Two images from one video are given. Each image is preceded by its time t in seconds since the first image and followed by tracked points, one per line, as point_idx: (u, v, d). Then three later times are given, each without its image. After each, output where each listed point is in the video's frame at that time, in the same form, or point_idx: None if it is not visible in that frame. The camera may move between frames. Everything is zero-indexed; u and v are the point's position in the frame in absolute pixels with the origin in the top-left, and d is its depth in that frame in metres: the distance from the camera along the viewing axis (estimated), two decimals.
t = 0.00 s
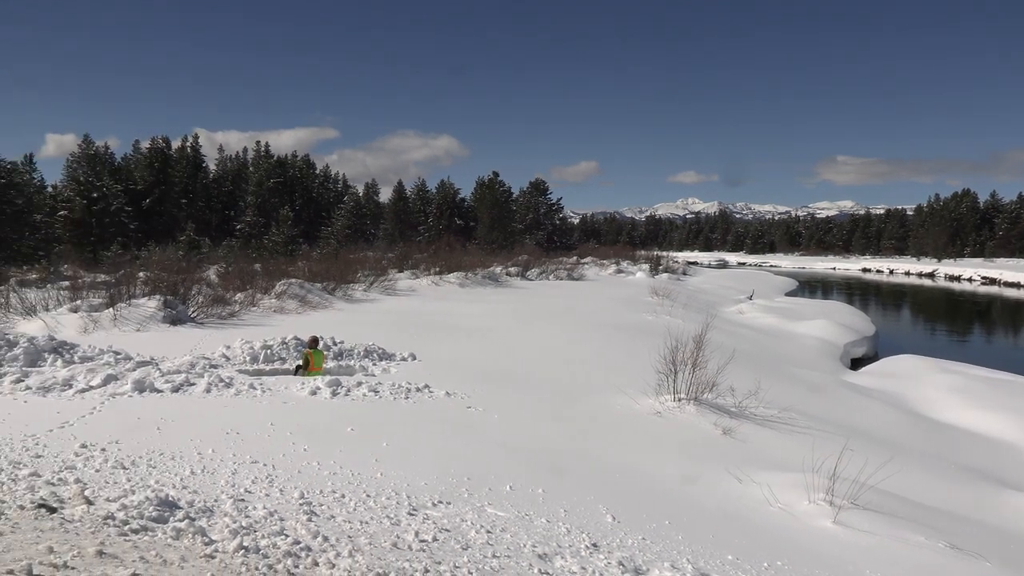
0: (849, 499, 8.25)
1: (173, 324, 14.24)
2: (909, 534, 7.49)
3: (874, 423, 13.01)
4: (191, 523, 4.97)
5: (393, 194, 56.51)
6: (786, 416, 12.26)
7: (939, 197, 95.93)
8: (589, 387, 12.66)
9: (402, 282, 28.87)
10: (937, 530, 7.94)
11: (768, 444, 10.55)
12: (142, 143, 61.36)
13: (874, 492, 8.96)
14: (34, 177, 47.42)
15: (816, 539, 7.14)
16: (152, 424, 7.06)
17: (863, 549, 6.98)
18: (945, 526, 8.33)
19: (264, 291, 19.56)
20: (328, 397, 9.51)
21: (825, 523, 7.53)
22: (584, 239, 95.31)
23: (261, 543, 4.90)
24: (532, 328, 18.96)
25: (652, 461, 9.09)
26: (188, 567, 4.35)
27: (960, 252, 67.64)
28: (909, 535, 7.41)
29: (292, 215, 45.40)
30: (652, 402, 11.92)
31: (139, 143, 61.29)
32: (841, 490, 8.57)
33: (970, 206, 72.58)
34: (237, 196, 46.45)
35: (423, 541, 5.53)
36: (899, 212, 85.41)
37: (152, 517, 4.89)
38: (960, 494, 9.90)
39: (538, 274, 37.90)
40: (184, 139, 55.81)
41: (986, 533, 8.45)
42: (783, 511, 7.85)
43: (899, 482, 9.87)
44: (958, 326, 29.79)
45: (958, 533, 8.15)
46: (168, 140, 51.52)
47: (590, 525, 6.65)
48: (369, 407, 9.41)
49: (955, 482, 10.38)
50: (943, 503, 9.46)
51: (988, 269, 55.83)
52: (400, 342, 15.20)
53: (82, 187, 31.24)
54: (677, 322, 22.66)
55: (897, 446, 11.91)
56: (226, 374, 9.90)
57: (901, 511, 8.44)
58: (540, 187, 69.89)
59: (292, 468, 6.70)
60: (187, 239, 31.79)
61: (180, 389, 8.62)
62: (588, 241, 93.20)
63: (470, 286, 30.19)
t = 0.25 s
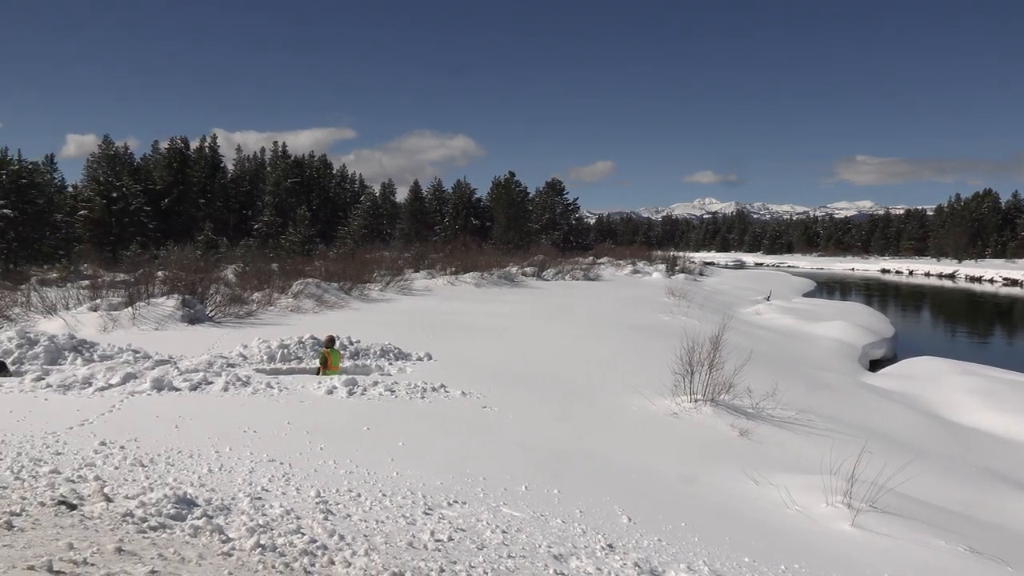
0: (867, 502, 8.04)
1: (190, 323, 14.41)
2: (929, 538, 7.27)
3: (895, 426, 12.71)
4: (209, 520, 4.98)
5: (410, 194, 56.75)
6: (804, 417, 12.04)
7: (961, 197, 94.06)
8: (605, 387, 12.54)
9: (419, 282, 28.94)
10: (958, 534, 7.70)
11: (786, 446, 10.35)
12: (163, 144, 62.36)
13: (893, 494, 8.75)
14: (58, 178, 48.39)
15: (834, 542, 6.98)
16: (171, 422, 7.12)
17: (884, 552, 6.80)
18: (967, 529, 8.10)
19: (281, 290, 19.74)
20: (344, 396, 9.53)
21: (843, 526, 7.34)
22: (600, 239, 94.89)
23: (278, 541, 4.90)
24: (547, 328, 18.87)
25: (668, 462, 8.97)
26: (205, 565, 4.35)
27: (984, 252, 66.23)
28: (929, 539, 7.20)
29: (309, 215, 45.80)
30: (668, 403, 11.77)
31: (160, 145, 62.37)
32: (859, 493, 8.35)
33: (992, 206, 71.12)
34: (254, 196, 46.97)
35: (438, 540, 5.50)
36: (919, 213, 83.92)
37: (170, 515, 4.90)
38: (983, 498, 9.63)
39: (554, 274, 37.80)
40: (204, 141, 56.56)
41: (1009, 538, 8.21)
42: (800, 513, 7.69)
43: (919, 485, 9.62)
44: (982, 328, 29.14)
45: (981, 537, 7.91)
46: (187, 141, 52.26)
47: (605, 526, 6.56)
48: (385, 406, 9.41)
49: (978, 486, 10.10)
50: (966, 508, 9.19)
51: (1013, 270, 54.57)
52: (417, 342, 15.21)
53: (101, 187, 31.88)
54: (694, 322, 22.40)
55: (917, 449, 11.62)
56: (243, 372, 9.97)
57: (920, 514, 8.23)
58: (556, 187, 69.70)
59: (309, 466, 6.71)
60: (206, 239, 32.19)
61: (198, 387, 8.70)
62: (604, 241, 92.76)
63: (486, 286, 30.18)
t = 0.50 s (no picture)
0: (884, 504, 7.84)
1: (207, 323, 14.57)
2: (947, 541, 7.09)
3: (913, 428, 12.43)
4: (225, 518, 4.99)
5: (425, 194, 56.94)
6: (819, 418, 11.82)
7: (982, 197, 92.33)
8: (618, 388, 12.43)
9: (433, 282, 28.99)
10: (977, 537, 7.51)
11: (801, 447, 10.17)
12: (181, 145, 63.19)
13: (910, 496, 8.56)
14: (79, 179, 49.22)
15: (850, 544, 6.83)
16: (187, 420, 7.17)
17: (902, 555, 6.64)
18: (985, 532, 7.90)
19: (297, 289, 19.88)
20: (359, 396, 9.55)
21: (859, 528, 7.17)
22: (615, 239, 94.44)
23: (294, 539, 4.89)
24: (561, 329, 18.77)
25: (683, 463, 8.85)
26: (222, 562, 4.34)
27: (1007, 253, 64.88)
28: (946, 541, 7.03)
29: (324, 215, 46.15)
30: (682, 404, 11.63)
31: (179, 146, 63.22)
32: (875, 495, 8.15)
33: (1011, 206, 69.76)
34: (271, 196, 47.42)
35: (452, 540, 5.47)
36: (937, 213, 82.59)
37: (187, 512, 4.91)
38: (1003, 501, 9.39)
39: (569, 274, 37.68)
40: (222, 142, 57.22)
41: None
42: (815, 515, 7.54)
43: (936, 487, 9.41)
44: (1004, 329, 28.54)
45: (1001, 540, 7.72)
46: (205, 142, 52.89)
47: (620, 527, 6.48)
48: (399, 406, 9.40)
49: (998, 489, 9.85)
50: (988, 511, 8.95)
51: None
52: (432, 341, 15.23)
53: (120, 188, 32.36)
54: (708, 323, 22.15)
55: (936, 451, 11.35)
56: (259, 371, 10.04)
57: (938, 517, 8.03)
58: (570, 187, 69.49)
59: (324, 465, 6.72)
60: (223, 239, 32.54)
61: (214, 386, 8.77)
62: (619, 241, 92.26)
63: (501, 286, 30.15)
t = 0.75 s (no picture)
0: (906, 508, 7.64)
1: (227, 322, 14.76)
2: (971, 546, 6.87)
3: (935, 431, 12.09)
4: (244, 516, 5.00)
5: (443, 194, 57.11)
6: (840, 421, 11.55)
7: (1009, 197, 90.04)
8: (636, 388, 12.28)
9: (452, 282, 29.02)
10: (1001, 543, 7.27)
11: (822, 450, 9.93)
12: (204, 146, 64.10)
13: (933, 500, 8.31)
14: (103, 179, 50.21)
15: (872, 548, 6.66)
16: (208, 418, 7.23)
17: (925, 559, 6.46)
18: (1010, 538, 7.66)
19: (316, 289, 20.04)
20: (377, 395, 9.56)
21: (881, 532, 6.98)
22: (634, 239, 93.78)
23: (313, 537, 4.88)
24: (579, 329, 18.64)
25: (702, 464, 8.71)
26: (242, 560, 4.34)
27: None
28: (969, 546, 6.83)
29: (343, 215, 46.54)
30: (701, 405, 11.45)
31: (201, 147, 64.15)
32: (897, 499, 7.92)
33: None
34: (290, 196, 47.97)
35: (470, 539, 5.42)
36: (960, 213, 80.73)
37: (207, 510, 4.93)
38: None
39: (587, 275, 37.50)
40: (242, 143, 57.93)
41: None
42: (836, 518, 7.36)
43: (959, 491, 9.13)
44: None
45: None
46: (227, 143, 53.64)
47: (638, 528, 6.39)
48: (418, 405, 9.39)
49: None
50: (1014, 517, 8.67)
51: None
52: (450, 341, 15.23)
53: (142, 187, 32.95)
54: (727, 323, 21.83)
55: (959, 455, 11.02)
56: (279, 370, 10.11)
57: (961, 521, 7.79)
58: (589, 187, 69.19)
59: (343, 464, 6.71)
60: (244, 239, 33.00)
61: (234, 384, 8.84)
62: (638, 241, 91.58)
63: (519, 286, 30.10)
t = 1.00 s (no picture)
0: (926, 511, 7.45)
1: (245, 321, 14.93)
2: (994, 551, 6.68)
3: (956, 434, 11.74)
4: (263, 514, 5.00)
5: (460, 194, 57.21)
6: (860, 423, 11.30)
7: None
8: (652, 389, 12.13)
9: (468, 282, 29.01)
10: None
11: (842, 452, 9.72)
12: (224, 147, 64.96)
13: (954, 504, 8.11)
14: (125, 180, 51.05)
15: (893, 552, 6.51)
16: (226, 417, 7.29)
17: (948, 564, 6.29)
18: None
19: (334, 288, 20.18)
20: (394, 394, 9.56)
21: (902, 535, 6.81)
22: (652, 239, 93.08)
23: (330, 536, 4.88)
24: (595, 329, 18.49)
25: (720, 465, 8.56)
26: (260, 557, 4.34)
27: None
28: (992, 551, 6.65)
29: (360, 215, 46.88)
30: (718, 406, 11.27)
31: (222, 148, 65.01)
32: (917, 502, 7.73)
33: None
34: (308, 196, 48.42)
35: (487, 539, 5.38)
36: (985, 213, 79.02)
37: (226, 508, 4.93)
38: None
39: (605, 275, 37.31)
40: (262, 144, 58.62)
41: None
42: (855, 521, 7.21)
43: (981, 494, 8.89)
44: None
45: None
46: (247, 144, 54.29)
47: (655, 529, 6.29)
48: (436, 405, 9.37)
49: None
50: None
51: None
52: (467, 341, 15.20)
53: (163, 187, 33.44)
54: (746, 324, 21.51)
55: (981, 458, 10.72)
56: (296, 369, 10.18)
57: (983, 526, 7.59)
58: (606, 187, 68.83)
59: (360, 463, 6.71)
60: (262, 238, 33.38)
61: (252, 383, 8.90)
62: (655, 241, 90.86)
63: (536, 286, 30.03)
